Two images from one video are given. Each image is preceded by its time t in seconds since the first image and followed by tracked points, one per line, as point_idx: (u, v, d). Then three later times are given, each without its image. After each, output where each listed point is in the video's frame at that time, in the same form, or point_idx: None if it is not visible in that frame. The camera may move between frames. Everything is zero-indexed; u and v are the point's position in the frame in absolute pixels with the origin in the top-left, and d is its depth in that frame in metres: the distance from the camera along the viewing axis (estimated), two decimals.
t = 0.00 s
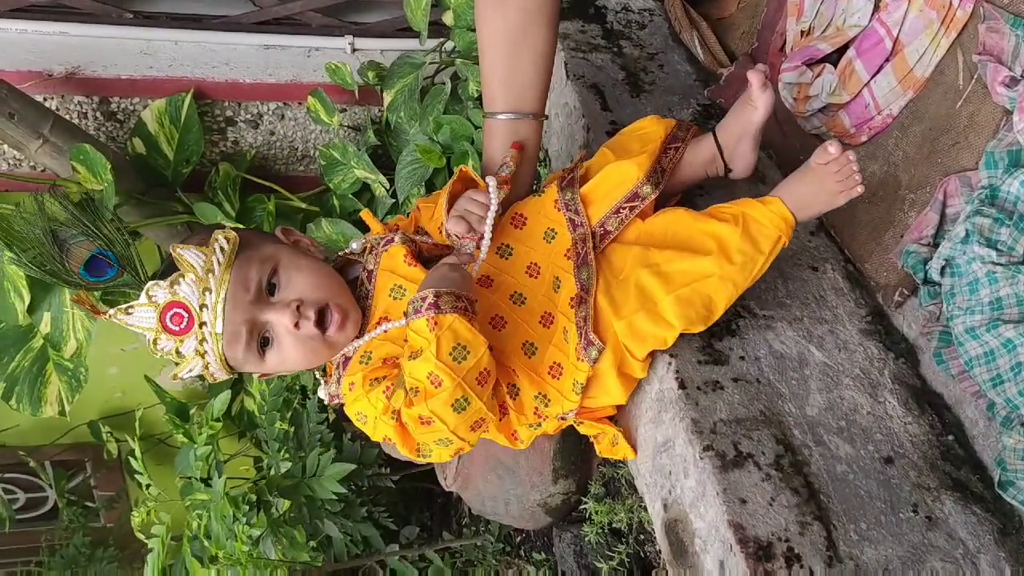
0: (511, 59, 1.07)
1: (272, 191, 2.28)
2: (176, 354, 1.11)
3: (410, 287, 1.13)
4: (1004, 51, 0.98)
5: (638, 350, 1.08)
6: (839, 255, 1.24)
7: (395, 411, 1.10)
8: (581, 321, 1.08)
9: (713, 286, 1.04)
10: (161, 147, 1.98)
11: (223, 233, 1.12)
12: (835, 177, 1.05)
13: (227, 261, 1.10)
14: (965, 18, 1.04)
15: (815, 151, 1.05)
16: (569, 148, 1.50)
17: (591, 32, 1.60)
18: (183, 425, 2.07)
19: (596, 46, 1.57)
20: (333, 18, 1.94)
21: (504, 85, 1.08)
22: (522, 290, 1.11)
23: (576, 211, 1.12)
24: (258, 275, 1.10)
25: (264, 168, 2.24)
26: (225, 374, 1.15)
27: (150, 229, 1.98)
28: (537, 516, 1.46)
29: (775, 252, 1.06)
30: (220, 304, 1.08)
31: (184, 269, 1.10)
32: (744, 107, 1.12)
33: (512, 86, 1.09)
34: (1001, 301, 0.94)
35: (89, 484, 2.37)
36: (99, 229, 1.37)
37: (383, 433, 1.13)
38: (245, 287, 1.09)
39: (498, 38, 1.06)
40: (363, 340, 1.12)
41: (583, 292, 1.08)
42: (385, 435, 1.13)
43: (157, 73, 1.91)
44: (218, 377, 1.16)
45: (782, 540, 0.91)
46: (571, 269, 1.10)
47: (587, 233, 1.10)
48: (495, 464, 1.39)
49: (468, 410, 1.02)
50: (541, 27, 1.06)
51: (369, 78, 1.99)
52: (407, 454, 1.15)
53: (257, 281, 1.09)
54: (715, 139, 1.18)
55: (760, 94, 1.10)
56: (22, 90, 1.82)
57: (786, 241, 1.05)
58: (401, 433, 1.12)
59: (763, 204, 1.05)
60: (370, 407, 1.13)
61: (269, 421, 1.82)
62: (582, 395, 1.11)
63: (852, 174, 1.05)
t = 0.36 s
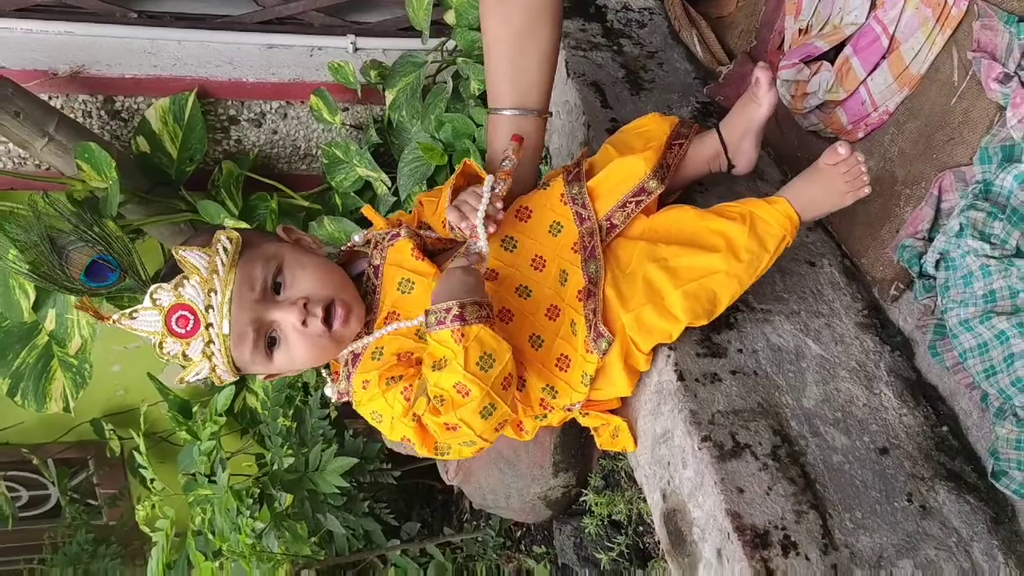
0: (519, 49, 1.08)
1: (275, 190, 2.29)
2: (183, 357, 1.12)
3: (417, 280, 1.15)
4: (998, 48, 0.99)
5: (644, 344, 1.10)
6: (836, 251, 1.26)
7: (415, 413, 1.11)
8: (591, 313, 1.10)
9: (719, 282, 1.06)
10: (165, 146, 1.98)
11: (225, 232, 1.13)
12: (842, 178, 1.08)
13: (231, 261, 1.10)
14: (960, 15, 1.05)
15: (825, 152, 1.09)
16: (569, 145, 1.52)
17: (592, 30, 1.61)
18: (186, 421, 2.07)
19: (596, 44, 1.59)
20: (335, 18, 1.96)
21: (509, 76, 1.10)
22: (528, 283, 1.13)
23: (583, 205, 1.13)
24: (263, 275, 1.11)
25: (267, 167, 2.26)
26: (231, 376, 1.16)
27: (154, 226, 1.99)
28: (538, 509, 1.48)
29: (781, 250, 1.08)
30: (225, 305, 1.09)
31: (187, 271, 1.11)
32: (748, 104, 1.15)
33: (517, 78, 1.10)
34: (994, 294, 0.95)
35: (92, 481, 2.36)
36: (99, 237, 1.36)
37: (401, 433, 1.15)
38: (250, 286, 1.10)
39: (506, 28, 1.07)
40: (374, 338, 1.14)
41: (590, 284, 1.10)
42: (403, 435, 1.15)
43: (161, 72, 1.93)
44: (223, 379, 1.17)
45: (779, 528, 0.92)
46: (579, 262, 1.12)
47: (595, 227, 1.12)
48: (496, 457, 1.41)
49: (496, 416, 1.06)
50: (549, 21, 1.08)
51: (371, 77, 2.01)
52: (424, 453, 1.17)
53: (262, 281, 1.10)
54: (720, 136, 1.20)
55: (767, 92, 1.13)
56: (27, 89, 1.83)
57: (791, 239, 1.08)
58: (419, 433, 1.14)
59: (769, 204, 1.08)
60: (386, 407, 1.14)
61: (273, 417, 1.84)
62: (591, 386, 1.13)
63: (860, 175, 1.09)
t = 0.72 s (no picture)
0: (517, 44, 1.11)
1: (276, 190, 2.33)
2: (181, 359, 1.16)
3: (422, 274, 1.18)
4: (976, 46, 1.03)
5: (643, 334, 1.13)
6: (823, 244, 1.30)
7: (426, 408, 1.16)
8: (593, 305, 1.13)
9: (716, 273, 1.10)
10: (168, 146, 2.02)
11: (224, 236, 1.14)
12: (834, 174, 1.12)
13: (228, 267, 1.11)
14: (940, 15, 1.09)
15: (819, 148, 1.13)
16: (565, 144, 1.55)
17: (587, 32, 1.65)
18: (189, 419, 2.10)
19: (591, 45, 1.63)
20: (336, 21, 2.01)
21: (507, 73, 1.13)
22: (528, 275, 1.15)
23: (584, 199, 1.17)
24: (260, 281, 1.12)
25: (269, 168, 2.29)
26: (229, 376, 1.19)
27: (158, 226, 2.03)
28: (534, 499, 1.52)
29: (774, 243, 1.12)
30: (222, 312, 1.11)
31: (186, 276, 1.13)
32: (744, 105, 1.21)
33: (515, 74, 1.13)
34: (972, 283, 0.98)
35: (95, 479, 2.39)
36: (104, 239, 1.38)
37: (410, 426, 1.20)
38: (248, 293, 1.11)
39: (504, 25, 1.11)
40: (380, 332, 1.16)
41: (591, 277, 1.14)
42: (412, 428, 1.20)
43: (164, 74, 1.96)
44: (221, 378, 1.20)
45: (764, 508, 0.96)
46: (579, 254, 1.15)
47: (595, 222, 1.16)
48: (494, 447, 1.44)
49: (508, 413, 1.10)
50: (544, 16, 1.11)
51: (371, 79, 2.05)
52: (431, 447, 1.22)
53: (260, 287, 1.12)
54: (716, 134, 1.26)
55: (762, 95, 1.20)
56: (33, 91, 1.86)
57: (780, 232, 1.12)
58: (427, 427, 1.20)
59: (763, 199, 1.12)
60: (395, 402, 1.18)
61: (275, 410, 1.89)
62: (592, 375, 1.16)
63: (851, 171, 1.13)
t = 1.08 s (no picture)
0: (515, 42, 1.15)
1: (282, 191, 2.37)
2: (196, 355, 1.18)
3: (426, 273, 1.20)
4: (955, 44, 1.07)
5: (640, 323, 1.17)
6: (813, 236, 1.34)
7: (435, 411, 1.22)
8: (592, 299, 1.18)
9: (710, 264, 1.15)
10: (177, 148, 2.06)
11: (235, 236, 1.17)
12: (822, 168, 1.17)
13: (240, 267, 1.14)
14: (922, 14, 1.14)
15: (806, 145, 1.17)
16: (564, 142, 1.60)
17: (585, 34, 1.71)
18: (196, 416, 2.13)
19: (589, 47, 1.68)
20: (340, 26, 2.06)
21: (507, 73, 1.17)
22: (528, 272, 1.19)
23: (583, 196, 1.20)
24: (270, 280, 1.15)
25: (274, 169, 2.33)
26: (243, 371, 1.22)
27: (166, 227, 2.03)
28: (536, 486, 1.58)
29: (765, 237, 1.17)
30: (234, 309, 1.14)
31: (199, 275, 1.15)
32: (750, 119, 1.27)
33: (515, 74, 1.17)
34: (953, 269, 1.03)
35: (103, 479, 2.34)
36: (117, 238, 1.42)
37: (418, 424, 1.24)
38: (259, 291, 1.14)
39: (503, 26, 1.15)
40: (387, 333, 1.18)
41: (590, 271, 1.18)
42: (420, 427, 1.25)
43: (173, 78, 1.99)
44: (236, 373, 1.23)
45: (756, 484, 1.01)
46: (578, 250, 1.19)
47: (594, 218, 1.19)
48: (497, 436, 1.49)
49: (510, 435, 1.22)
50: (541, 17, 1.15)
51: (374, 81, 2.07)
52: (436, 444, 1.27)
53: (270, 285, 1.14)
54: (720, 142, 1.32)
55: (766, 109, 1.25)
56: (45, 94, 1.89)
57: (773, 225, 1.17)
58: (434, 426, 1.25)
59: (754, 195, 1.17)
60: (406, 400, 1.22)
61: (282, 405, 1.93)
62: (591, 365, 1.21)
63: (837, 166, 1.18)
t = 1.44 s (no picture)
0: (521, 38, 1.18)
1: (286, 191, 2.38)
2: (203, 336, 1.19)
3: (427, 263, 1.21)
4: (953, 39, 1.09)
5: (643, 314, 1.19)
6: (814, 231, 1.36)
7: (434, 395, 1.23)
8: (594, 289, 1.20)
9: (712, 258, 1.16)
10: (183, 147, 2.07)
11: (242, 222, 1.20)
12: (821, 163, 1.18)
13: (247, 249, 1.17)
14: (920, 11, 1.16)
15: (809, 144, 1.20)
16: (568, 139, 1.62)
17: (587, 33, 1.73)
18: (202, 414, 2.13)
19: (591, 45, 1.70)
20: (345, 27, 2.08)
21: (512, 69, 1.19)
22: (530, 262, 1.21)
23: (585, 188, 1.22)
24: (276, 262, 1.17)
25: (278, 169, 2.34)
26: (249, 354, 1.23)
27: (172, 225, 2.03)
28: (540, 479, 1.60)
29: (768, 233, 1.19)
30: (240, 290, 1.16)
31: (207, 257, 1.18)
32: (751, 117, 1.29)
33: (520, 71, 1.19)
34: (952, 261, 1.04)
35: (108, 478, 2.35)
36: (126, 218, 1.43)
37: (417, 411, 1.25)
38: (264, 272, 1.16)
39: (509, 23, 1.17)
40: (391, 320, 1.20)
41: (592, 263, 1.20)
42: (419, 414, 1.25)
43: (179, 78, 2.01)
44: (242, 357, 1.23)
45: (758, 472, 1.02)
46: (581, 241, 1.21)
47: (596, 210, 1.21)
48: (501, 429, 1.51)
49: (499, 424, 1.21)
50: (545, 14, 1.18)
51: (378, 81, 2.07)
52: (435, 431, 1.28)
53: (275, 267, 1.17)
54: (721, 138, 1.33)
55: (768, 107, 1.27)
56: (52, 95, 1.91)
57: (775, 224, 1.19)
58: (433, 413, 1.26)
59: (758, 191, 1.18)
60: (405, 386, 1.23)
61: (287, 401, 1.94)
62: (593, 355, 1.23)
63: (840, 163, 1.20)
